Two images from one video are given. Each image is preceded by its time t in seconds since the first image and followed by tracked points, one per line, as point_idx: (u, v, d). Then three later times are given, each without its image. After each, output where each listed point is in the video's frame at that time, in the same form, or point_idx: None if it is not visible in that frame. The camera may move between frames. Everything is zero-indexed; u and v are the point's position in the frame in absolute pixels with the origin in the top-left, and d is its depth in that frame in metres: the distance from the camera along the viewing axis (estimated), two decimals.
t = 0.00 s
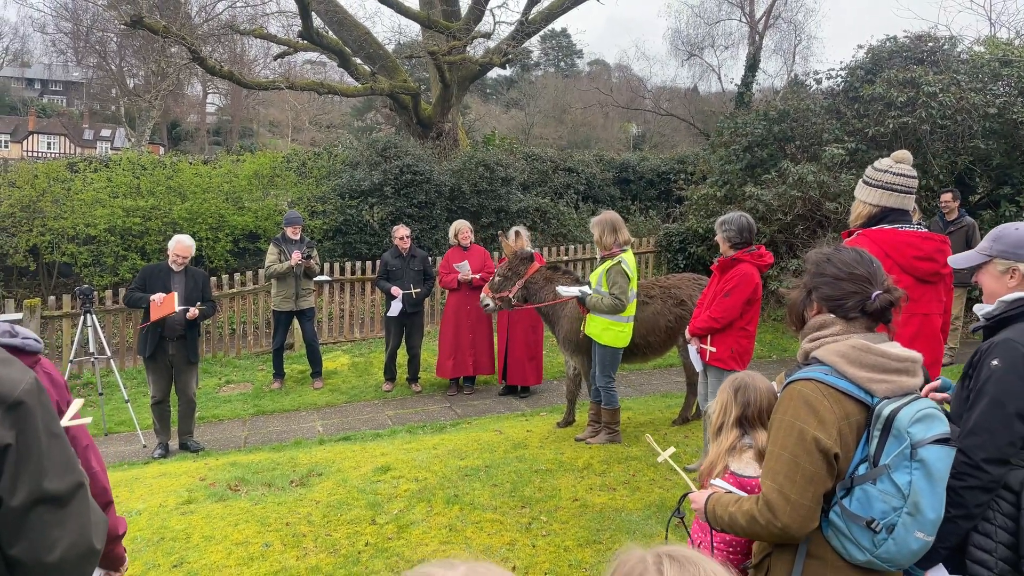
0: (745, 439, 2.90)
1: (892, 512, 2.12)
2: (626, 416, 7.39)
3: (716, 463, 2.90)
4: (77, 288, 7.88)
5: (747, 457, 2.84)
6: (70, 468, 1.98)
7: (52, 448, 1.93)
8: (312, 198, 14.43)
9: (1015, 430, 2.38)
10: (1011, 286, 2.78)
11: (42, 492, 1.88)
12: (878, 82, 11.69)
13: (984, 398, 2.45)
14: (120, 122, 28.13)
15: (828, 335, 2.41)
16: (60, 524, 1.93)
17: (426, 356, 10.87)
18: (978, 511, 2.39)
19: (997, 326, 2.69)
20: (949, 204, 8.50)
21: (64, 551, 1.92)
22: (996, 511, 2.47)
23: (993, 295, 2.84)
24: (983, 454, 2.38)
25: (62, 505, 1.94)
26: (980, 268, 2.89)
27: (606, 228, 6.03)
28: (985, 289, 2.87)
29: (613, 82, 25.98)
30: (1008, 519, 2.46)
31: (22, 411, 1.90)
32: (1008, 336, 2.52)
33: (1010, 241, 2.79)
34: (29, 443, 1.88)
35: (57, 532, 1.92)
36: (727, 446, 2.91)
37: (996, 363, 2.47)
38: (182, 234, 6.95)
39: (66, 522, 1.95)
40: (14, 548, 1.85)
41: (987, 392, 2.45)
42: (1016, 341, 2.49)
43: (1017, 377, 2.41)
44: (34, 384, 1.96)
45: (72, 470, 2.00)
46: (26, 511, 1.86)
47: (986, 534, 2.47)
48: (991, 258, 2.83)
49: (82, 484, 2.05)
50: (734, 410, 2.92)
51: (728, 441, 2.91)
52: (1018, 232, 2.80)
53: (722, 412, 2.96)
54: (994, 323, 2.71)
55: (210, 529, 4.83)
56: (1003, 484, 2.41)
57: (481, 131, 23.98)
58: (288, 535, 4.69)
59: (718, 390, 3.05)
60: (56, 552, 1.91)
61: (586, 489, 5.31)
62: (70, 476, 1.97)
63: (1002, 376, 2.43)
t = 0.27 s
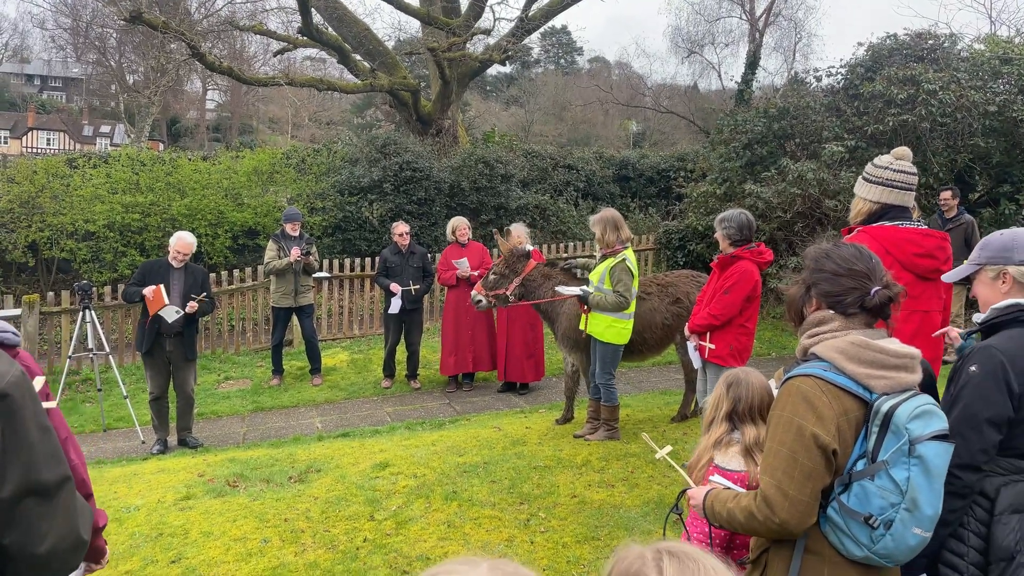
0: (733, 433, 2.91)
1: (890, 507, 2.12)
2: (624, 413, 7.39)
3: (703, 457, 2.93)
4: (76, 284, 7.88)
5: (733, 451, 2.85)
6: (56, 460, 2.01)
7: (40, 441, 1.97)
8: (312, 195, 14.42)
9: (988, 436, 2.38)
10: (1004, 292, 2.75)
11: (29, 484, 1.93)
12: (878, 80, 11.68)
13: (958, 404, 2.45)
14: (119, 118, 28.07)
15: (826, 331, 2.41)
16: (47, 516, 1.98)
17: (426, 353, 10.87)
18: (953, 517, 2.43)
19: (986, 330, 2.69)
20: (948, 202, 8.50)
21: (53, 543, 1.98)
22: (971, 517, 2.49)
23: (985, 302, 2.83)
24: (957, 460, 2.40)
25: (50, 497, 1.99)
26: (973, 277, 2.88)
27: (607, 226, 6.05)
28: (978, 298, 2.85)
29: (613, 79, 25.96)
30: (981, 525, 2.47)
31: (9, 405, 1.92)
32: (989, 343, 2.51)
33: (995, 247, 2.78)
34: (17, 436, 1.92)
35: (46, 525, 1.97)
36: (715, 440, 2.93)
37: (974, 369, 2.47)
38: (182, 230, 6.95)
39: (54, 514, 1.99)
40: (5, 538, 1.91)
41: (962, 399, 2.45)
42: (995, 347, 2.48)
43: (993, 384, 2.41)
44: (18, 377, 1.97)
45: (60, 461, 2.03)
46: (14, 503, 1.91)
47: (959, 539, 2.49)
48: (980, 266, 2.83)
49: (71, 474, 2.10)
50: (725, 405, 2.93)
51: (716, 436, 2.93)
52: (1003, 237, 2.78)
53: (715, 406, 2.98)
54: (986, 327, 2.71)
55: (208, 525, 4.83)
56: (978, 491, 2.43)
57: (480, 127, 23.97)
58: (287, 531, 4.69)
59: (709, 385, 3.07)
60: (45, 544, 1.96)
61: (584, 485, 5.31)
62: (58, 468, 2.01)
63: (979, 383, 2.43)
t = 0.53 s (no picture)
0: (733, 429, 2.89)
1: (887, 503, 2.12)
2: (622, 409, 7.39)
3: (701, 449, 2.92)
4: (74, 279, 7.86)
5: (732, 446, 2.83)
6: (43, 454, 1.96)
7: (27, 434, 1.93)
8: (310, 190, 14.39)
9: (977, 436, 2.38)
10: (996, 288, 2.73)
11: (16, 478, 1.89)
12: (878, 76, 11.67)
13: (948, 404, 2.46)
14: (118, 113, 27.99)
15: (826, 326, 2.40)
16: (35, 510, 1.94)
17: (424, 349, 10.87)
18: (945, 518, 2.43)
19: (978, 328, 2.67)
20: (948, 199, 8.51)
21: (39, 538, 1.93)
22: (966, 518, 2.49)
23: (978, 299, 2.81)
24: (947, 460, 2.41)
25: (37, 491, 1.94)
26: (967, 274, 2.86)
27: (606, 223, 6.04)
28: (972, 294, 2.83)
29: (613, 76, 25.91)
30: (974, 526, 2.47)
31: None
32: (980, 342, 2.51)
33: (988, 242, 2.76)
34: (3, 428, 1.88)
35: (32, 519, 1.93)
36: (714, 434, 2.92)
37: (964, 369, 2.47)
38: (178, 225, 6.94)
39: (41, 509, 1.95)
40: None
41: (951, 398, 2.46)
42: (986, 347, 2.49)
43: (982, 383, 2.41)
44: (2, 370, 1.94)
45: (49, 455, 1.99)
46: None
47: (954, 540, 2.50)
48: (974, 262, 2.81)
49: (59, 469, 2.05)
50: (728, 402, 2.93)
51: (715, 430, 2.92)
52: (994, 233, 2.76)
53: (716, 404, 2.97)
54: (977, 326, 2.70)
55: (206, 520, 4.83)
56: (969, 490, 2.43)
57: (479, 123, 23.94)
58: (285, 526, 4.69)
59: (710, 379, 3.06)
60: (31, 539, 1.91)
61: (582, 482, 5.31)
62: (46, 462, 1.97)
63: (967, 383, 2.44)
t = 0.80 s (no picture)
0: (744, 425, 2.87)
1: (881, 497, 2.12)
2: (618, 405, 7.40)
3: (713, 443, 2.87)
4: (69, 273, 7.80)
5: (746, 443, 2.81)
6: (30, 445, 1.96)
7: (12, 425, 1.92)
8: (307, 185, 14.33)
9: (965, 437, 2.40)
10: (991, 287, 2.74)
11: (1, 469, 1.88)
12: (875, 73, 11.66)
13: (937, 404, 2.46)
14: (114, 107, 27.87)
15: (820, 321, 2.41)
16: (22, 501, 1.93)
17: (420, 344, 10.87)
18: (936, 515, 2.49)
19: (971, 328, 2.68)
20: (947, 196, 8.53)
21: (26, 529, 1.92)
22: (957, 516, 2.50)
23: (972, 297, 2.83)
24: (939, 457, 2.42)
25: (23, 482, 1.93)
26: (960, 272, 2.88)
27: (604, 219, 6.01)
28: (966, 292, 2.85)
29: (611, 71, 25.87)
30: (966, 524, 2.48)
31: None
32: (973, 342, 2.51)
33: (983, 240, 2.77)
34: None
35: (19, 510, 1.92)
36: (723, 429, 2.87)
37: (954, 369, 2.48)
38: (173, 218, 6.91)
39: (28, 500, 1.94)
40: None
41: (942, 398, 2.46)
42: (978, 347, 2.48)
43: (971, 384, 2.42)
44: None
45: (35, 446, 1.98)
46: None
47: (945, 537, 2.51)
48: (967, 261, 2.83)
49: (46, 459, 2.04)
50: (739, 399, 2.89)
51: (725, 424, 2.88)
52: (989, 231, 2.77)
53: (723, 401, 2.92)
54: (969, 326, 2.70)
55: (202, 514, 4.82)
56: (960, 488, 2.47)
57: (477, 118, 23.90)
58: (280, 520, 4.69)
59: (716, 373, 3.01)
60: (18, 530, 1.91)
61: (578, 477, 5.32)
62: (33, 453, 1.96)
63: (959, 383, 2.44)
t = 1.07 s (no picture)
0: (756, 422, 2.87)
1: (876, 489, 2.13)
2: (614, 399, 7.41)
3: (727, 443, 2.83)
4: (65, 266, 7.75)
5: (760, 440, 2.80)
6: (14, 432, 1.94)
7: None
8: (303, 179, 14.28)
9: (969, 430, 2.39)
10: (1000, 280, 2.74)
11: None
12: (872, 69, 11.66)
13: (940, 397, 2.45)
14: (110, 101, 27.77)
15: (816, 314, 2.40)
16: (7, 488, 1.92)
17: (416, 339, 10.86)
18: (933, 508, 2.48)
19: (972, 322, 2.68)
20: (944, 192, 8.55)
21: (12, 516, 1.92)
22: (954, 509, 2.50)
23: (975, 290, 2.82)
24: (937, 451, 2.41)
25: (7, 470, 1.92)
26: (966, 264, 2.84)
27: (601, 214, 6.01)
28: (970, 285, 2.83)
29: (608, 67, 25.83)
30: (963, 518, 2.48)
31: None
32: (975, 335, 2.51)
33: (1000, 233, 2.75)
34: None
35: (4, 497, 1.92)
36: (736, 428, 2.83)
37: (958, 362, 2.47)
38: (165, 211, 6.89)
39: (14, 487, 1.93)
40: None
41: (944, 391, 2.45)
42: (981, 340, 2.48)
43: (976, 377, 2.41)
44: None
45: (21, 434, 1.96)
46: None
47: (942, 531, 2.51)
48: (980, 253, 2.79)
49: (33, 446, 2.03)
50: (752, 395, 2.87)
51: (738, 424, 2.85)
52: (1005, 225, 2.75)
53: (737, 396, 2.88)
54: (970, 320, 2.70)
55: (197, 507, 4.82)
56: (959, 481, 2.45)
57: (474, 114, 23.86)
58: (275, 513, 4.68)
59: (724, 370, 2.93)
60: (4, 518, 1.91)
61: (573, 471, 5.33)
62: (18, 441, 1.95)
63: (962, 376, 2.43)
